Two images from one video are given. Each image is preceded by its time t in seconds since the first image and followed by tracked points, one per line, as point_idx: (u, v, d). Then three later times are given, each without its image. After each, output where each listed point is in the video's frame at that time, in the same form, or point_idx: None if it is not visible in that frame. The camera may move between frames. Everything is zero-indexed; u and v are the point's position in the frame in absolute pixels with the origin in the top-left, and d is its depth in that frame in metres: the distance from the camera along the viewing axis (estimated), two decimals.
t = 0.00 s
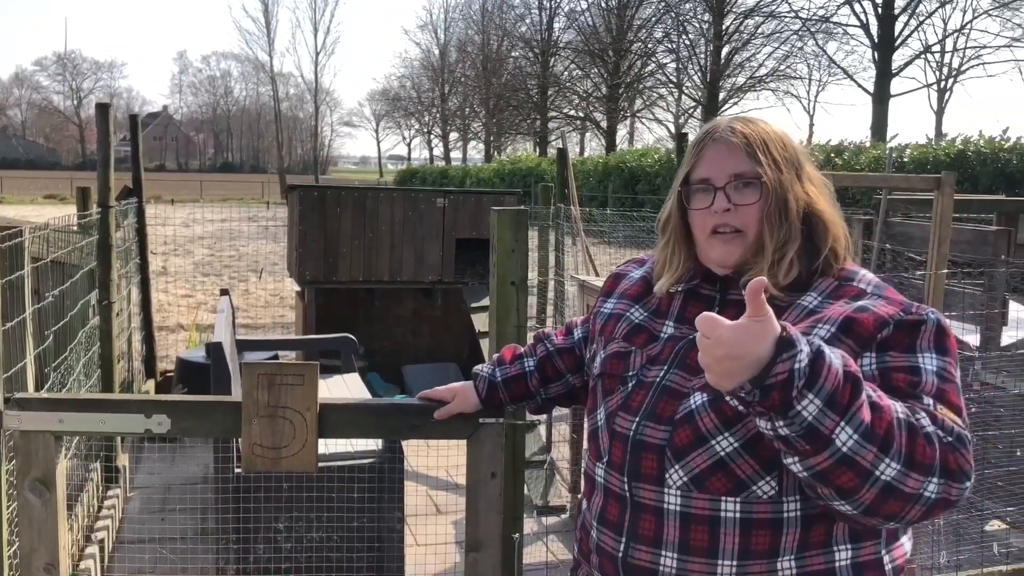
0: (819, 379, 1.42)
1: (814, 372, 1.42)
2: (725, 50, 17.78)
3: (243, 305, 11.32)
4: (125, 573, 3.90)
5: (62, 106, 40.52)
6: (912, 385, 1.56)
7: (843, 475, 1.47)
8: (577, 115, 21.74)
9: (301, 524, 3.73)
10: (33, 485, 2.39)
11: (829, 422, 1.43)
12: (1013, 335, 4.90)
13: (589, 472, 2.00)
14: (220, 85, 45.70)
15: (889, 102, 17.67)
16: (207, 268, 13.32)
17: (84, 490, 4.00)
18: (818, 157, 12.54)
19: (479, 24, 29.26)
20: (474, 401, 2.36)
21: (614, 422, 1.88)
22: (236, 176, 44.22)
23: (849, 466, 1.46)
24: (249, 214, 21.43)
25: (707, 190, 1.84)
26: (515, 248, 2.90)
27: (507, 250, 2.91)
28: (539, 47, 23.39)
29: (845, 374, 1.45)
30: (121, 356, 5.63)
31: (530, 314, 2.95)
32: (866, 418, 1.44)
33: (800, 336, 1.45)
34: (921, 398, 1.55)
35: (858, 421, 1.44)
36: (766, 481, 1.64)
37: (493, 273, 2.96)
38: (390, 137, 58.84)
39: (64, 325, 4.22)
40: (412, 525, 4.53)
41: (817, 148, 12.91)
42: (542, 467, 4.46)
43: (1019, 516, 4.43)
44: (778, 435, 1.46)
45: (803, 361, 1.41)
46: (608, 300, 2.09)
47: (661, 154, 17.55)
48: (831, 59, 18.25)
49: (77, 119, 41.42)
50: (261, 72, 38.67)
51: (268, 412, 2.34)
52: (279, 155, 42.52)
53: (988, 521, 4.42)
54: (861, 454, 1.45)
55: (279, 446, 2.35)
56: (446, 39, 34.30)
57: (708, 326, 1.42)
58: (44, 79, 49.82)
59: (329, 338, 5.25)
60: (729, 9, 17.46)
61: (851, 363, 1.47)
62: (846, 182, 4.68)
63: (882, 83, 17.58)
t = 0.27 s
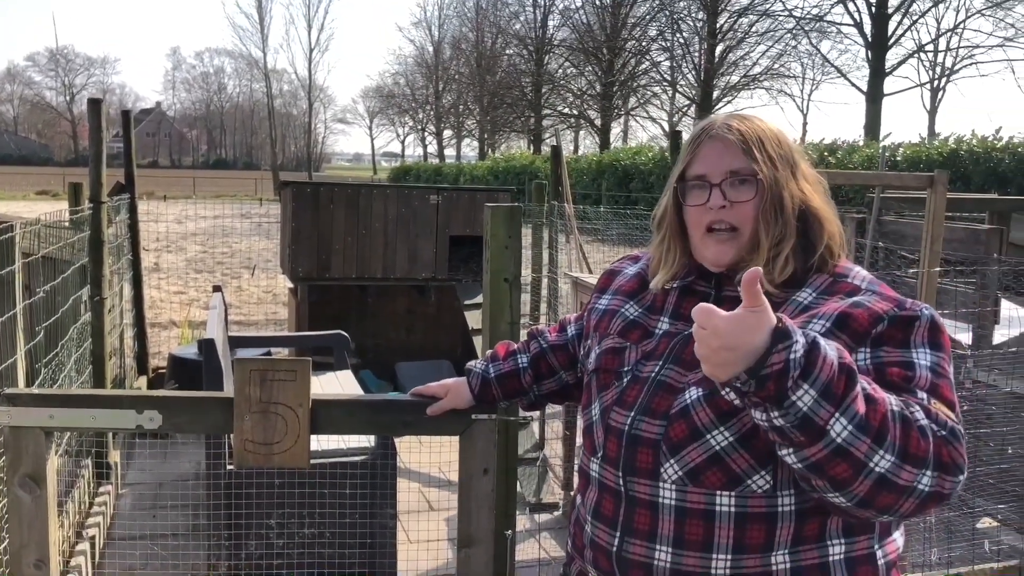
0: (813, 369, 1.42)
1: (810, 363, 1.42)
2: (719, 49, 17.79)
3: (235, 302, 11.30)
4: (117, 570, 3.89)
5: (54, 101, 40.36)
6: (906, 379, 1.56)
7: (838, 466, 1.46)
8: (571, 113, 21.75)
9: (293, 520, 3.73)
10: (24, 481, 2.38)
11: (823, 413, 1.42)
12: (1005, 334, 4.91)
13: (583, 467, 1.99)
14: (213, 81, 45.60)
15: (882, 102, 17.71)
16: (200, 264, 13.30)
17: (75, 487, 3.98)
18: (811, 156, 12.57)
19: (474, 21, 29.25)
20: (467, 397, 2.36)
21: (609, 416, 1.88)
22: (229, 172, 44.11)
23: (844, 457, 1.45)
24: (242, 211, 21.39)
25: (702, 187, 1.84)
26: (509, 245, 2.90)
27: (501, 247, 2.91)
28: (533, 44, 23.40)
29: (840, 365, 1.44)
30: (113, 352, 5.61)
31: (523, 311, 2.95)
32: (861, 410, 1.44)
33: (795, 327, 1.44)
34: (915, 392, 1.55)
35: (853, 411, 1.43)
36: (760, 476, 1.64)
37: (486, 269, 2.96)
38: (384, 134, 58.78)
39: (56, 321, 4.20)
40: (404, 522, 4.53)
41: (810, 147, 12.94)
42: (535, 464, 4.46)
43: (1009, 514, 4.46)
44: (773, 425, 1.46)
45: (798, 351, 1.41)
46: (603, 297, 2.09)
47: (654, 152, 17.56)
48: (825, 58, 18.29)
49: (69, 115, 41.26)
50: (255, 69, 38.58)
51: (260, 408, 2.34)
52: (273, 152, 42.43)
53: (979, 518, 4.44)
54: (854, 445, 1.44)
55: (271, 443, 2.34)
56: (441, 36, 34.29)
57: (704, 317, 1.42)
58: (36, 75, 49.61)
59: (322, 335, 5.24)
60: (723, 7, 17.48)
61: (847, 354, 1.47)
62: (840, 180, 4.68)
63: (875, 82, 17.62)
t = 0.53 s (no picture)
0: (810, 339, 1.42)
1: (807, 333, 1.42)
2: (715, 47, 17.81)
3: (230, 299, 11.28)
4: (111, 568, 3.88)
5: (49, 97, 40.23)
6: (898, 370, 1.56)
7: (830, 442, 1.45)
8: (567, 110, 21.76)
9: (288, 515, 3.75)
10: (17, 477, 2.37)
11: (819, 384, 1.43)
12: (999, 332, 4.92)
13: (580, 463, 1.99)
14: (209, 78, 45.55)
15: (878, 101, 17.74)
16: (195, 261, 13.28)
17: (69, 484, 3.97)
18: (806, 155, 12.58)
19: (470, 19, 29.24)
20: (461, 394, 2.36)
21: (604, 413, 1.88)
22: (224, 169, 44.03)
23: (836, 432, 1.45)
24: (236, 208, 21.37)
25: (697, 183, 1.84)
26: (505, 242, 2.89)
27: (497, 245, 2.90)
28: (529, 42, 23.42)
29: (837, 340, 1.44)
30: (107, 349, 5.60)
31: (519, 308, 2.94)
32: (854, 385, 1.44)
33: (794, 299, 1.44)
34: (907, 382, 1.55)
35: (846, 385, 1.43)
36: (754, 471, 1.65)
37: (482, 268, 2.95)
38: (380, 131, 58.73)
39: (50, 317, 4.19)
40: (397, 519, 4.53)
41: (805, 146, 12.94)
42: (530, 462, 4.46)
43: (1002, 511, 4.47)
44: (767, 396, 1.46)
45: (797, 320, 1.42)
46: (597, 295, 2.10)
47: (650, 151, 17.56)
48: (820, 57, 18.30)
49: (64, 111, 41.14)
50: (251, 65, 38.55)
51: (255, 404, 2.33)
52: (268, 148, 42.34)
53: (973, 516, 4.46)
54: (849, 420, 1.44)
55: (266, 439, 2.34)
56: (437, 33, 34.28)
57: (707, 283, 1.42)
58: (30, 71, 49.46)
59: (317, 332, 5.23)
60: (719, 6, 17.48)
61: (843, 334, 1.47)
62: (836, 178, 4.68)
63: (871, 81, 17.64)
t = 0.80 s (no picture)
0: (802, 333, 1.42)
1: (799, 327, 1.42)
2: (711, 46, 17.81)
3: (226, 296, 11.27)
4: (105, 566, 3.88)
5: (45, 95, 40.13)
6: (881, 359, 1.57)
7: (826, 438, 1.46)
8: (565, 109, 21.74)
9: (283, 515, 3.73)
10: (13, 474, 2.36)
11: (810, 379, 1.43)
12: (995, 331, 4.92)
13: (574, 459, 1.99)
14: (206, 75, 45.46)
15: (875, 100, 17.76)
16: (192, 259, 13.27)
17: (64, 481, 3.97)
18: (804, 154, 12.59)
19: (467, 17, 29.21)
20: (457, 390, 2.35)
21: (597, 407, 1.88)
22: (221, 167, 43.97)
23: (832, 427, 1.45)
24: (233, 206, 21.33)
25: (695, 175, 1.85)
26: (501, 240, 2.90)
27: (492, 243, 2.90)
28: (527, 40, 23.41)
29: (824, 331, 1.45)
30: (103, 346, 5.59)
31: (514, 306, 2.94)
32: (847, 379, 1.45)
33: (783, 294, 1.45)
34: (890, 371, 1.56)
35: (839, 379, 1.44)
36: (744, 467, 1.65)
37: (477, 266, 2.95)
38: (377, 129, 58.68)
39: (45, 314, 4.19)
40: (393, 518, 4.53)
41: (802, 145, 12.93)
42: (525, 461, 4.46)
43: (997, 510, 4.49)
44: (758, 395, 1.45)
45: (788, 315, 1.42)
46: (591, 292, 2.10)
47: (647, 149, 17.56)
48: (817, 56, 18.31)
49: (60, 109, 41.06)
50: (247, 62, 38.51)
51: (251, 401, 2.33)
52: (265, 146, 42.24)
53: (968, 515, 4.46)
54: (842, 414, 1.45)
55: (262, 436, 2.34)
56: (434, 32, 34.25)
57: (697, 271, 1.42)
58: (27, 68, 49.33)
59: (313, 330, 5.23)
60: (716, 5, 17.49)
61: (829, 325, 1.48)
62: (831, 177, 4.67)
63: (868, 80, 17.66)
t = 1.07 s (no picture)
0: (747, 419, 1.46)
1: (743, 414, 1.46)
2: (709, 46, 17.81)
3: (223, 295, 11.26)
4: (101, 564, 3.87)
5: (42, 93, 40.03)
6: (878, 390, 1.55)
7: (791, 506, 1.49)
8: (562, 108, 21.73)
9: (281, 509, 3.71)
10: (10, 472, 2.36)
11: (764, 458, 1.47)
12: (991, 331, 4.92)
13: (569, 454, 2.00)
14: (203, 74, 45.39)
15: (872, 100, 17.77)
16: (190, 258, 13.25)
17: (61, 480, 3.96)
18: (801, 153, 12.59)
19: (465, 16, 29.20)
20: (453, 388, 2.36)
21: (593, 406, 1.88)
22: (218, 165, 43.90)
23: (793, 497, 1.48)
24: (230, 205, 21.28)
25: (698, 170, 1.85)
26: (498, 239, 2.90)
27: (490, 242, 2.90)
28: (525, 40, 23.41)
29: (773, 409, 1.48)
30: (100, 345, 5.58)
31: (512, 305, 2.94)
32: (800, 450, 1.47)
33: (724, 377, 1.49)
34: (886, 406, 1.54)
35: (792, 453, 1.47)
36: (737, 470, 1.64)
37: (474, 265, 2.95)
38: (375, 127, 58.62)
39: (42, 313, 4.18)
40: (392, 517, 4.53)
41: (800, 144, 12.91)
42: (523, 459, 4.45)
43: (993, 510, 4.48)
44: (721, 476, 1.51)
45: (730, 402, 1.46)
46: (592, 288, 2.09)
47: (645, 148, 17.55)
48: (815, 56, 18.33)
49: (57, 108, 40.97)
50: (245, 61, 38.48)
51: (249, 397, 2.33)
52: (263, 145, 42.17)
53: (965, 514, 4.46)
54: (801, 485, 1.47)
55: (260, 432, 2.34)
56: (432, 31, 34.25)
57: (633, 386, 1.47)
58: (24, 67, 49.21)
59: (310, 329, 5.23)
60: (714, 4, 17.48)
61: (781, 395, 1.51)
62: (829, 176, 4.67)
63: (865, 80, 17.67)
